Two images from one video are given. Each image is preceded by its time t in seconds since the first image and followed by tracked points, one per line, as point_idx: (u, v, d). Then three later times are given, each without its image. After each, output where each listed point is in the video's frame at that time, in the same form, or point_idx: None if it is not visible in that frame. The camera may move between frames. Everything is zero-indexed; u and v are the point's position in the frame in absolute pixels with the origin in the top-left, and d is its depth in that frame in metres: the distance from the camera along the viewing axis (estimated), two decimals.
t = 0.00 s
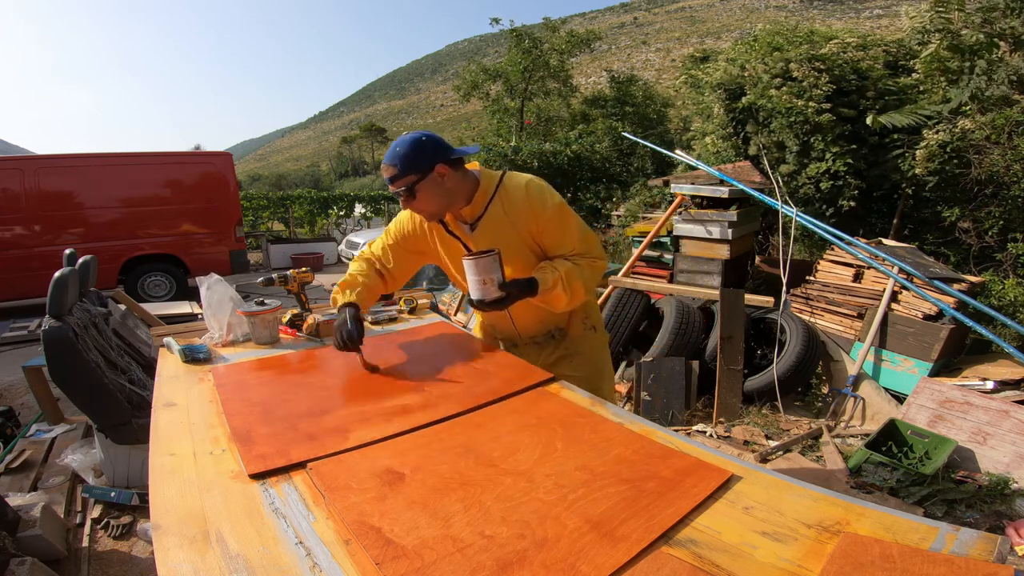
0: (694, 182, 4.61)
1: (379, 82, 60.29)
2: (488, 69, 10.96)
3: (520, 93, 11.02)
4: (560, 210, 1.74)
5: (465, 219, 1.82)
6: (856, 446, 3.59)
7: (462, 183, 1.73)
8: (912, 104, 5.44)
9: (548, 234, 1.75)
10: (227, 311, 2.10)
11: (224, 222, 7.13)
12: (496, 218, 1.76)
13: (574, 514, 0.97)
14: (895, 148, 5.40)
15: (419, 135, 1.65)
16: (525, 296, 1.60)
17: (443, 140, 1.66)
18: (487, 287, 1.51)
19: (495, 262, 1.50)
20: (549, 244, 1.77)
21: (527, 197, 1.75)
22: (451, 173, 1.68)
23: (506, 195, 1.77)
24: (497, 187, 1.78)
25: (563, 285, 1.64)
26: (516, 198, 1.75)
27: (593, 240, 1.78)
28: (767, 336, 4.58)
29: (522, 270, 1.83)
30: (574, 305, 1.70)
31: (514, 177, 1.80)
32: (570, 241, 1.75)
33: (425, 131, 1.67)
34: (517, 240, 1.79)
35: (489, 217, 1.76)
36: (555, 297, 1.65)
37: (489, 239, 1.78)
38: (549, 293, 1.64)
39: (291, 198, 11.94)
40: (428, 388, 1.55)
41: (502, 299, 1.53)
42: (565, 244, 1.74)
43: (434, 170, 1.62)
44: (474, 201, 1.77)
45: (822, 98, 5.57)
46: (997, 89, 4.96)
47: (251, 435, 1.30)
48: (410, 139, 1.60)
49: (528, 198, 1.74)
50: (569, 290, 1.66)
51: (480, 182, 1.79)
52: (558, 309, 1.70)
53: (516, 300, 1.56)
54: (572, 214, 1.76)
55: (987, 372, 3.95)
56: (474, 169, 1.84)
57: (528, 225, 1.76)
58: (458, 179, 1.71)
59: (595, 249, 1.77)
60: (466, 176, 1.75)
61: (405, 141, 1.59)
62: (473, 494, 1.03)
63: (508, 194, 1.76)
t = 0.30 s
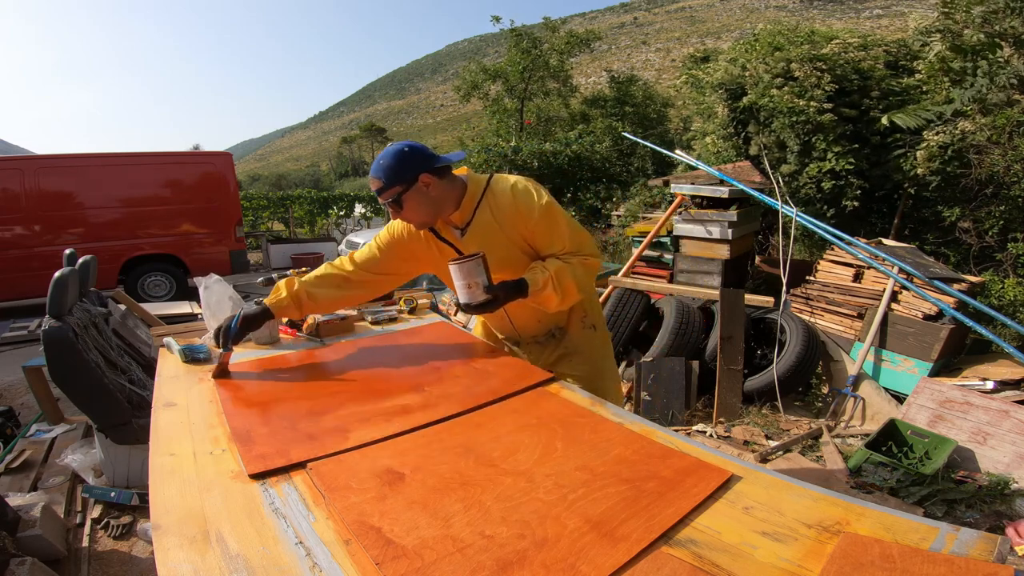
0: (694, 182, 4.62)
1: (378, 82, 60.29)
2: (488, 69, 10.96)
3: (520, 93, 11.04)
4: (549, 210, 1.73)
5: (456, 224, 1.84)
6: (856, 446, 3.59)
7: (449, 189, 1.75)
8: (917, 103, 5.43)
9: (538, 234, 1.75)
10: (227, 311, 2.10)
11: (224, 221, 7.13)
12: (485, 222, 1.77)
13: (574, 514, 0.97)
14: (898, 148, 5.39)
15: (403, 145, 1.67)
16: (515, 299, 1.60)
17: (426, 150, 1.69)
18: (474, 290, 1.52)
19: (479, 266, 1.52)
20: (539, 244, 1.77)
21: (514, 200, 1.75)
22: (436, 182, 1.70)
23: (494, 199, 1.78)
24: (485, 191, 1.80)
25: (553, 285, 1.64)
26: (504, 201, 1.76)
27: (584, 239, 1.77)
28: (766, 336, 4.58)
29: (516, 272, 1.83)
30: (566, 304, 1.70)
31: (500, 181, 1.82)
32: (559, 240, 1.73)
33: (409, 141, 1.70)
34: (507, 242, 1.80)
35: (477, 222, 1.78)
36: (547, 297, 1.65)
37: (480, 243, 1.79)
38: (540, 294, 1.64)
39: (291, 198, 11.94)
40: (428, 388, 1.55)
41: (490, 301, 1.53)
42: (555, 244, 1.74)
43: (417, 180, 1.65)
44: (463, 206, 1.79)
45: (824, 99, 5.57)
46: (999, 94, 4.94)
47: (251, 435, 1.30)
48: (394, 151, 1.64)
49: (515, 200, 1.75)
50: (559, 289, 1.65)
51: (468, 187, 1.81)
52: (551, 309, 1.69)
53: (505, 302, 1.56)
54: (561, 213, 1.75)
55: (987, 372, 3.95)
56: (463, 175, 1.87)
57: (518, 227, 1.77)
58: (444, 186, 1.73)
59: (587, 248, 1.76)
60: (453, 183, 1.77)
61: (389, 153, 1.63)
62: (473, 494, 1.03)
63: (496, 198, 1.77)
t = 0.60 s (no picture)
0: (694, 182, 4.62)
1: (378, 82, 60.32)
2: (488, 69, 10.96)
3: (520, 93, 11.05)
4: (550, 213, 1.71)
5: (458, 219, 1.85)
6: (856, 446, 3.59)
7: (451, 185, 1.75)
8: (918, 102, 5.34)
9: (538, 237, 1.74)
10: (227, 312, 2.09)
11: (224, 221, 7.13)
12: (486, 221, 1.78)
13: (574, 514, 0.97)
14: (899, 148, 5.40)
15: (407, 138, 1.66)
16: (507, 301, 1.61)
17: (430, 143, 1.69)
18: (464, 291, 1.54)
19: (472, 267, 1.53)
20: (539, 248, 1.76)
21: (517, 201, 1.74)
22: (439, 176, 1.70)
23: (496, 198, 1.77)
24: (488, 189, 1.79)
25: (546, 292, 1.64)
26: (506, 202, 1.75)
27: (584, 246, 1.75)
28: (767, 336, 4.58)
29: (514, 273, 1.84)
30: (559, 312, 1.70)
31: (506, 179, 1.80)
32: (559, 245, 1.72)
33: (414, 132, 1.69)
34: (505, 243, 1.80)
35: (478, 220, 1.79)
36: (538, 303, 1.65)
37: (479, 240, 1.81)
38: (532, 299, 1.64)
39: (291, 198, 11.94)
40: (428, 388, 1.55)
41: (480, 304, 1.54)
42: (554, 249, 1.72)
43: (420, 173, 1.65)
44: (465, 202, 1.80)
45: (824, 98, 5.56)
46: (1001, 95, 4.92)
47: (251, 435, 1.30)
48: (397, 143, 1.63)
49: (517, 201, 1.74)
50: (552, 296, 1.65)
51: (472, 183, 1.81)
52: (543, 314, 1.70)
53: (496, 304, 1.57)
54: (563, 217, 1.73)
55: (987, 372, 3.95)
56: (468, 169, 1.87)
57: (518, 228, 1.77)
58: (447, 181, 1.74)
59: (586, 256, 1.74)
60: (456, 178, 1.78)
61: (392, 146, 1.62)
62: (473, 494, 1.03)
63: (498, 197, 1.77)
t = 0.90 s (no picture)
0: (694, 182, 4.62)
1: (378, 82, 60.32)
2: (489, 69, 10.97)
3: (520, 93, 11.06)
4: (548, 214, 1.72)
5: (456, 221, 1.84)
6: (856, 446, 3.59)
7: (450, 187, 1.76)
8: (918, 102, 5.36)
9: (536, 237, 1.74)
10: (227, 312, 2.09)
11: (224, 221, 7.13)
12: (483, 222, 1.78)
13: (574, 514, 0.97)
14: (899, 148, 5.38)
15: (405, 142, 1.66)
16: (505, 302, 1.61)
17: (428, 147, 1.68)
18: (462, 292, 1.54)
19: (470, 267, 1.53)
20: (538, 248, 1.76)
21: (514, 201, 1.75)
22: (437, 181, 1.70)
23: (494, 199, 1.77)
24: (486, 190, 1.80)
25: (545, 291, 1.64)
26: (504, 202, 1.76)
27: (582, 244, 1.75)
28: (767, 336, 4.58)
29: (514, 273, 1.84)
30: (559, 310, 1.70)
31: (504, 180, 1.81)
32: (557, 245, 1.72)
33: (412, 136, 1.69)
34: (504, 244, 1.80)
35: (476, 221, 1.79)
36: (537, 302, 1.65)
37: (477, 240, 1.81)
38: (531, 298, 1.64)
39: (291, 198, 11.93)
40: (428, 388, 1.55)
41: (479, 304, 1.55)
42: (552, 249, 1.72)
43: (418, 178, 1.65)
44: (464, 203, 1.80)
45: (824, 98, 5.56)
46: (1000, 94, 4.97)
47: (251, 435, 1.30)
48: (396, 149, 1.63)
49: (514, 202, 1.74)
50: (551, 296, 1.65)
51: (470, 185, 1.81)
52: (542, 314, 1.70)
53: (495, 304, 1.57)
54: (561, 217, 1.74)
55: (987, 372, 3.95)
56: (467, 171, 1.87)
57: (516, 228, 1.77)
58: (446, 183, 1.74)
59: (584, 254, 1.74)
60: (455, 180, 1.78)
61: (390, 151, 1.62)
62: (473, 494, 1.03)
63: (496, 197, 1.77)
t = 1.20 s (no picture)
0: (693, 182, 4.63)
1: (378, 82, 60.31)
2: (489, 69, 10.96)
3: (521, 93, 11.04)
4: (549, 210, 1.73)
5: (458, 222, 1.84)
6: (856, 446, 3.59)
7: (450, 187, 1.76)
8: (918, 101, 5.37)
9: (538, 233, 1.75)
10: (226, 311, 2.10)
11: (224, 221, 7.13)
12: (485, 220, 1.78)
13: (574, 514, 0.97)
14: (899, 148, 5.40)
15: (402, 147, 1.66)
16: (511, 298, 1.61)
17: (425, 151, 1.67)
18: (471, 289, 1.53)
19: (477, 265, 1.53)
20: (540, 244, 1.77)
21: (515, 199, 1.76)
22: (436, 183, 1.69)
23: (495, 197, 1.78)
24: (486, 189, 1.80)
25: (550, 285, 1.64)
26: (505, 200, 1.77)
27: (583, 238, 1.76)
28: (767, 336, 4.58)
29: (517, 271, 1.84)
30: (564, 305, 1.71)
31: (502, 179, 1.82)
32: (559, 240, 1.74)
33: (408, 141, 1.68)
34: (507, 243, 1.80)
35: (478, 221, 1.79)
36: (543, 297, 1.65)
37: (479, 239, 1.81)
38: (536, 294, 1.64)
39: (291, 198, 11.92)
40: (428, 388, 1.55)
41: (487, 301, 1.54)
42: (555, 243, 1.74)
43: (418, 182, 1.64)
44: (464, 204, 1.80)
45: (823, 99, 5.57)
46: (998, 94, 4.94)
47: (251, 435, 1.30)
48: (392, 154, 1.62)
49: (515, 200, 1.75)
50: (556, 290, 1.66)
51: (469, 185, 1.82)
52: (548, 309, 1.70)
53: (502, 301, 1.57)
54: (561, 213, 1.75)
55: (987, 372, 3.95)
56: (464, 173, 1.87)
57: (518, 225, 1.77)
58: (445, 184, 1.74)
59: (586, 248, 1.76)
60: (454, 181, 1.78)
61: (387, 157, 1.62)
62: (473, 494, 1.03)
63: (497, 196, 1.78)
